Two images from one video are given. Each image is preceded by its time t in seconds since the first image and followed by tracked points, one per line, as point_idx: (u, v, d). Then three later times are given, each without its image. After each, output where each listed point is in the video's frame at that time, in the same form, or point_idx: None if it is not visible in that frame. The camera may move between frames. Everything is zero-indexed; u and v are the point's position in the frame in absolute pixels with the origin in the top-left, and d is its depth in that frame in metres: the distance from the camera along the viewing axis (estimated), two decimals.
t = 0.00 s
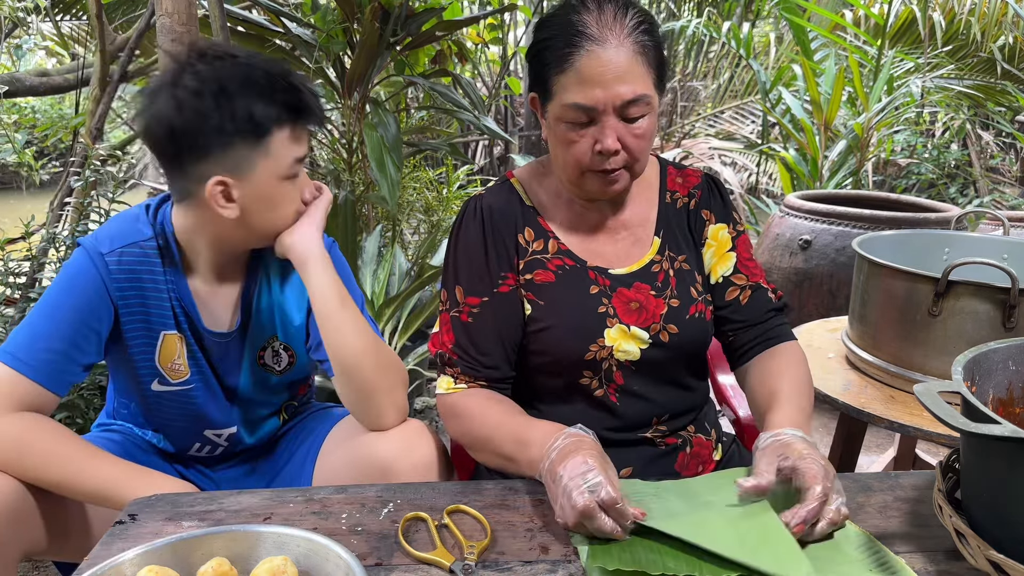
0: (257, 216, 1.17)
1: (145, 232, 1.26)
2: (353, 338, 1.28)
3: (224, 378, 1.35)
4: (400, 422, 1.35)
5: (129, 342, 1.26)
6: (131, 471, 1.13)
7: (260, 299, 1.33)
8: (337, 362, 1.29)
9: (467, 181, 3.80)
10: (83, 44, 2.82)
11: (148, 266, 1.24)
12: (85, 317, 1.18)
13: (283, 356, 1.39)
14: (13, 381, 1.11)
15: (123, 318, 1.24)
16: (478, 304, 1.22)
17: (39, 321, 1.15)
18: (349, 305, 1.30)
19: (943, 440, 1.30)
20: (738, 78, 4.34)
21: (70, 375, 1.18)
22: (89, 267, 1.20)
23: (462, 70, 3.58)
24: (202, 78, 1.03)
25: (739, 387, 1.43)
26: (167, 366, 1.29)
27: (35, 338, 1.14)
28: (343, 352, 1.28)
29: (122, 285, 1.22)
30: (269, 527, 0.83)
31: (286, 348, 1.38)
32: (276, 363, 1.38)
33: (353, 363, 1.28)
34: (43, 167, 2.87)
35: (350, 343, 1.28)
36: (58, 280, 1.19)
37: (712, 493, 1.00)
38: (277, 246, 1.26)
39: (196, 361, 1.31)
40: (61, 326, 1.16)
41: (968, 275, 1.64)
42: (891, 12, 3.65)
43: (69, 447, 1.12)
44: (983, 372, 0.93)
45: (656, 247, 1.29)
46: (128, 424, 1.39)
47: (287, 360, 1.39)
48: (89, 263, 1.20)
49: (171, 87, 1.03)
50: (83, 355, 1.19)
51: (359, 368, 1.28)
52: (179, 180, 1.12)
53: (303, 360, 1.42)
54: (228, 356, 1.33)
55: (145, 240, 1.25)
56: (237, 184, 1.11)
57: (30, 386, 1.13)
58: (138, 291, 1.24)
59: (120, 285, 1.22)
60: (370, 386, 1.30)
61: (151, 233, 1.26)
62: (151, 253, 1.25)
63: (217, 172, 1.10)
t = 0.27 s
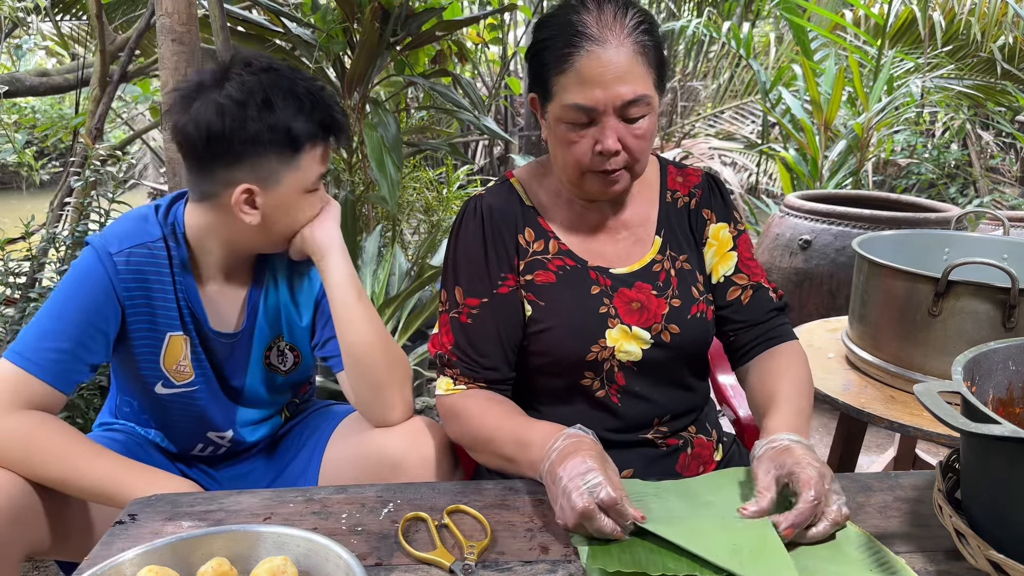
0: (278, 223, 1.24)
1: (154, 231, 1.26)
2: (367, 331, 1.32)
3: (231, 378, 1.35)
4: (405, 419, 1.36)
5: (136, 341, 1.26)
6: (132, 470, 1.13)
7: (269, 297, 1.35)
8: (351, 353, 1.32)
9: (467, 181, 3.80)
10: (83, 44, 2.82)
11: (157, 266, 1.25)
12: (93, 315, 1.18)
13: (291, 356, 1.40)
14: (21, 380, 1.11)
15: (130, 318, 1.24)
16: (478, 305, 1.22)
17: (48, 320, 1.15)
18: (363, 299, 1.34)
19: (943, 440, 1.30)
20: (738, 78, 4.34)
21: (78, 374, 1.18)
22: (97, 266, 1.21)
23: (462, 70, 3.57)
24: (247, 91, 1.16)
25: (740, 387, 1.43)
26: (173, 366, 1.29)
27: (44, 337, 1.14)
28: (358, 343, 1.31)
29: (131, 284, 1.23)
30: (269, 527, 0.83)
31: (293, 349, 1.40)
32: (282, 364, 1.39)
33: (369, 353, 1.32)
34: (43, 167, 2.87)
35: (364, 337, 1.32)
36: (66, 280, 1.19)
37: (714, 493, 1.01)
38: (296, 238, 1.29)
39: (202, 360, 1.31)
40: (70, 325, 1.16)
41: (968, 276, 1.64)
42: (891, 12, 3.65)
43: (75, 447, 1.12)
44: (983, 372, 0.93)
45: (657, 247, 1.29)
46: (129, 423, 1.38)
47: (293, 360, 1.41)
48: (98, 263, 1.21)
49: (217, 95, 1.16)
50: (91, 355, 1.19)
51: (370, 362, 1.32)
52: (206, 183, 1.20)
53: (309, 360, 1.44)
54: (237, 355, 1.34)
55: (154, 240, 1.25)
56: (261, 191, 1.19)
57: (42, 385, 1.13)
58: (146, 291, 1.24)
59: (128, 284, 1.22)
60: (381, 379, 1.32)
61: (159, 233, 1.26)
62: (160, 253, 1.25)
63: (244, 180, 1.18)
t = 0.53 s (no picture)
0: (283, 224, 1.24)
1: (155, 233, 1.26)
2: (369, 331, 1.32)
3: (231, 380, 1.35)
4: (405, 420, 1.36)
5: (137, 343, 1.26)
6: (131, 471, 1.13)
7: (271, 298, 1.35)
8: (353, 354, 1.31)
9: (467, 181, 3.80)
10: (83, 44, 2.82)
11: (158, 267, 1.25)
12: (94, 317, 1.18)
13: (292, 357, 1.40)
14: (22, 382, 1.11)
15: (131, 319, 1.24)
16: (478, 305, 1.22)
17: (50, 322, 1.15)
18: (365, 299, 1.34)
19: (943, 440, 1.30)
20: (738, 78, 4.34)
21: (80, 375, 1.18)
22: (99, 267, 1.21)
23: (462, 70, 3.57)
24: (260, 97, 1.18)
25: (739, 387, 1.43)
26: (173, 367, 1.29)
27: (45, 338, 1.14)
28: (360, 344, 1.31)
29: (133, 286, 1.23)
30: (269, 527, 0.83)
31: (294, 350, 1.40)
32: (283, 365, 1.39)
33: (371, 354, 1.32)
34: (43, 167, 2.87)
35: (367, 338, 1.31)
36: (68, 281, 1.19)
37: (712, 492, 1.01)
38: (300, 238, 1.29)
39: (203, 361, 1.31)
40: (71, 326, 1.16)
41: (968, 276, 1.64)
42: (891, 12, 3.65)
43: (75, 447, 1.12)
44: (983, 372, 0.93)
45: (657, 247, 1.29)
46: (128, 424, 1.38)
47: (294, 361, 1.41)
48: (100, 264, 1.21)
49: (230, 99, 1.17)
50: (92, 356, 1.19)
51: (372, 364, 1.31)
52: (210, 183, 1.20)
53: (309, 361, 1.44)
54: (239, 357, 1.34)
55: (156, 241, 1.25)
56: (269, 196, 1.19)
57: (41, 386, 1.13)
58: (148, 292, 1.24)
59: (130, 285, 1.22)
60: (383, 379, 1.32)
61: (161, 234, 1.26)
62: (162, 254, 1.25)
63: (253, 185, 1.18)
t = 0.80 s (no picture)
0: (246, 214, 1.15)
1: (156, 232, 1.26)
2: (369, 331, 1.31)
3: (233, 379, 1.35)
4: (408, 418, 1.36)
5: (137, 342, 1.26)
6: (131, 471, 1.13)
7: (272, 297, 1.35)
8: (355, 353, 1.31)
9: (467, 181, 3.80)
10: (83, 44, 2.82)
11: (160, 267, 1.25)
12: (95, 316, 1.18)
13: (294, 357, 1.40)
14: (21, 381, 1.11)
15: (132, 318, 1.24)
16: (478, 306, 1.22)
17: (50, 321, 1.15)
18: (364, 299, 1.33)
19: (943, 440, 1.30)
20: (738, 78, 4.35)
21: (80, 374, 1.18)
22: (100, 266, 1.21)
23: (462, 70, 3.57)
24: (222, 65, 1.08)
25: (739, 387, 1.43)
26: (174, 366, 1.29)
27: (45, 338, 1.14)
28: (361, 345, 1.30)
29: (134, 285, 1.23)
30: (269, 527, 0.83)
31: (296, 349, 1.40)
32: (285, 364, 1.39)
33: (373, 354, 1.31)
34: (43, 167, 2.87)
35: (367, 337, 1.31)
36: (69, 279, 1.19)
37: (713, 493, 1.01)
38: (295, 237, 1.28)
39: (205, 361, 1.31)
40: (72, 325, 1.16)
41: (968, 275, 1.63)
42: (891, 12, 3.65)
43: (74, 447, 1.12)
44: (983, 372, 0.93)
45: (656, 247, 1.29)
46: (129, 424, 1.38)
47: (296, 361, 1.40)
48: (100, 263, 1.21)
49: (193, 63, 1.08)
50: (92, 356, 1.19)
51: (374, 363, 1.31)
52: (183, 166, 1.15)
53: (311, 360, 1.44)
54: (241, 356, 1.33)
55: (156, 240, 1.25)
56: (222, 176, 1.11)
57: (41, 386, 1.13)
58: (150, 292, 1.24)
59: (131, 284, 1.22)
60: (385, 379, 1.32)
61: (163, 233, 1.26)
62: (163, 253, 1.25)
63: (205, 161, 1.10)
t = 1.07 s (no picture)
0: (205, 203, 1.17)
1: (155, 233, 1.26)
2: (358, 337, 1.30)
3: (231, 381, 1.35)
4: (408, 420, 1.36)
5: (135, 343, 1.26)
6: (130, 472, 1.12)
7: (271, 301, 1.35)
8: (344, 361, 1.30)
9: (467, 181, 3.80)
10: (83, 44, 2.82)
11: (159, 268, 1.25)
12: (93, 317, 1.18)
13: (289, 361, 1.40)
14: (18, 381, 1.11)
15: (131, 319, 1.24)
16: (479, 305, 1.22)
17: (47, 320, 1.15)
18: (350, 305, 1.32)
19: (943, 440, 1.30)
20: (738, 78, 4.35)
21: (76, 375, 1.18)
22: (99, 267, 1.21)
23: (462, 70, 3.57)
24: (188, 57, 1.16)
25: (739, 387, 1.43)
26: (169, 366, 1.29)
27: (42, 337, 1.14)
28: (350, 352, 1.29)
29: (132, 286, 1.23)
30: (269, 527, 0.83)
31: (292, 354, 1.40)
32: (282, 368, 1.39)
33: (364, 361, 1.30)
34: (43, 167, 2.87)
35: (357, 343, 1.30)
36: (68, 279, 1.19)
37: (712, 492, 1.01)
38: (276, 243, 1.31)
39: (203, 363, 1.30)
40: (69, 325, 1.16)
41: (968, 275, 1.64)
42: (891, 12, 3.65)
43: (71, 446, 1.11)
44: (983, 372, 0.93)
45: (656, 246, 1.29)
46: (128, 424, 1.38)
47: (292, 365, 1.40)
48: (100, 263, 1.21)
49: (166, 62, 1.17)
50: (89, 356, 1.19)
51: (365, 371, 1.29)
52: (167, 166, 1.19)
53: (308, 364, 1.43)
54: (237, 359, 1.33)
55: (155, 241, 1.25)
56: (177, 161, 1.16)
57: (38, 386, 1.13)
58: (149, 293, 1.24)
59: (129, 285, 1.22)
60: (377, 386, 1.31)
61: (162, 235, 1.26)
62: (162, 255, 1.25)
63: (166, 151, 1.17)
